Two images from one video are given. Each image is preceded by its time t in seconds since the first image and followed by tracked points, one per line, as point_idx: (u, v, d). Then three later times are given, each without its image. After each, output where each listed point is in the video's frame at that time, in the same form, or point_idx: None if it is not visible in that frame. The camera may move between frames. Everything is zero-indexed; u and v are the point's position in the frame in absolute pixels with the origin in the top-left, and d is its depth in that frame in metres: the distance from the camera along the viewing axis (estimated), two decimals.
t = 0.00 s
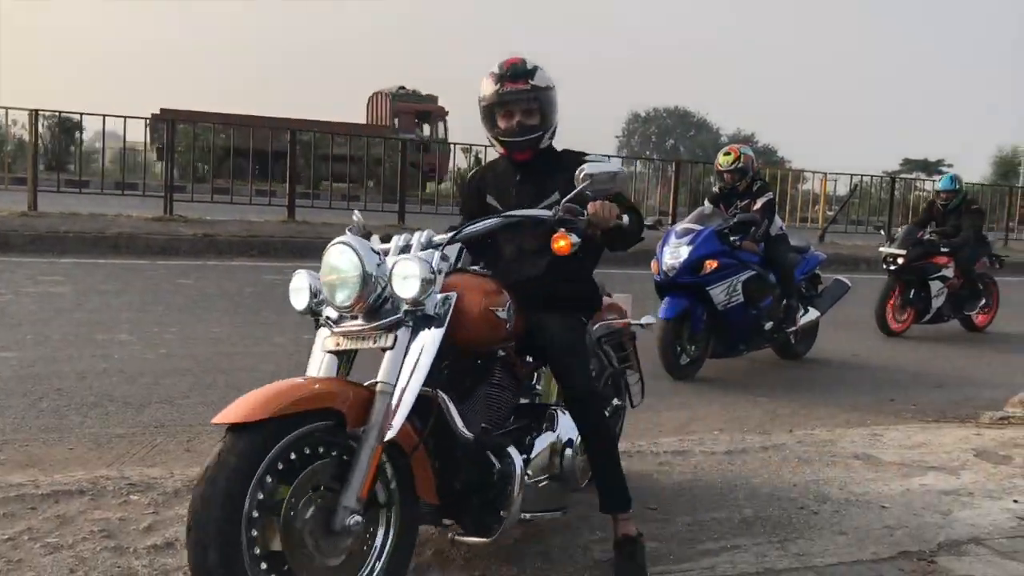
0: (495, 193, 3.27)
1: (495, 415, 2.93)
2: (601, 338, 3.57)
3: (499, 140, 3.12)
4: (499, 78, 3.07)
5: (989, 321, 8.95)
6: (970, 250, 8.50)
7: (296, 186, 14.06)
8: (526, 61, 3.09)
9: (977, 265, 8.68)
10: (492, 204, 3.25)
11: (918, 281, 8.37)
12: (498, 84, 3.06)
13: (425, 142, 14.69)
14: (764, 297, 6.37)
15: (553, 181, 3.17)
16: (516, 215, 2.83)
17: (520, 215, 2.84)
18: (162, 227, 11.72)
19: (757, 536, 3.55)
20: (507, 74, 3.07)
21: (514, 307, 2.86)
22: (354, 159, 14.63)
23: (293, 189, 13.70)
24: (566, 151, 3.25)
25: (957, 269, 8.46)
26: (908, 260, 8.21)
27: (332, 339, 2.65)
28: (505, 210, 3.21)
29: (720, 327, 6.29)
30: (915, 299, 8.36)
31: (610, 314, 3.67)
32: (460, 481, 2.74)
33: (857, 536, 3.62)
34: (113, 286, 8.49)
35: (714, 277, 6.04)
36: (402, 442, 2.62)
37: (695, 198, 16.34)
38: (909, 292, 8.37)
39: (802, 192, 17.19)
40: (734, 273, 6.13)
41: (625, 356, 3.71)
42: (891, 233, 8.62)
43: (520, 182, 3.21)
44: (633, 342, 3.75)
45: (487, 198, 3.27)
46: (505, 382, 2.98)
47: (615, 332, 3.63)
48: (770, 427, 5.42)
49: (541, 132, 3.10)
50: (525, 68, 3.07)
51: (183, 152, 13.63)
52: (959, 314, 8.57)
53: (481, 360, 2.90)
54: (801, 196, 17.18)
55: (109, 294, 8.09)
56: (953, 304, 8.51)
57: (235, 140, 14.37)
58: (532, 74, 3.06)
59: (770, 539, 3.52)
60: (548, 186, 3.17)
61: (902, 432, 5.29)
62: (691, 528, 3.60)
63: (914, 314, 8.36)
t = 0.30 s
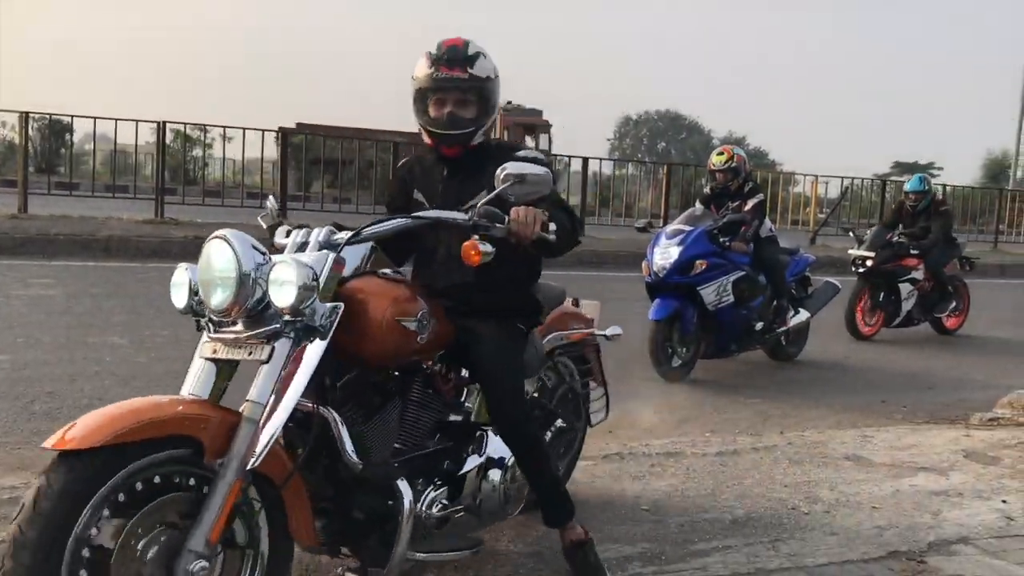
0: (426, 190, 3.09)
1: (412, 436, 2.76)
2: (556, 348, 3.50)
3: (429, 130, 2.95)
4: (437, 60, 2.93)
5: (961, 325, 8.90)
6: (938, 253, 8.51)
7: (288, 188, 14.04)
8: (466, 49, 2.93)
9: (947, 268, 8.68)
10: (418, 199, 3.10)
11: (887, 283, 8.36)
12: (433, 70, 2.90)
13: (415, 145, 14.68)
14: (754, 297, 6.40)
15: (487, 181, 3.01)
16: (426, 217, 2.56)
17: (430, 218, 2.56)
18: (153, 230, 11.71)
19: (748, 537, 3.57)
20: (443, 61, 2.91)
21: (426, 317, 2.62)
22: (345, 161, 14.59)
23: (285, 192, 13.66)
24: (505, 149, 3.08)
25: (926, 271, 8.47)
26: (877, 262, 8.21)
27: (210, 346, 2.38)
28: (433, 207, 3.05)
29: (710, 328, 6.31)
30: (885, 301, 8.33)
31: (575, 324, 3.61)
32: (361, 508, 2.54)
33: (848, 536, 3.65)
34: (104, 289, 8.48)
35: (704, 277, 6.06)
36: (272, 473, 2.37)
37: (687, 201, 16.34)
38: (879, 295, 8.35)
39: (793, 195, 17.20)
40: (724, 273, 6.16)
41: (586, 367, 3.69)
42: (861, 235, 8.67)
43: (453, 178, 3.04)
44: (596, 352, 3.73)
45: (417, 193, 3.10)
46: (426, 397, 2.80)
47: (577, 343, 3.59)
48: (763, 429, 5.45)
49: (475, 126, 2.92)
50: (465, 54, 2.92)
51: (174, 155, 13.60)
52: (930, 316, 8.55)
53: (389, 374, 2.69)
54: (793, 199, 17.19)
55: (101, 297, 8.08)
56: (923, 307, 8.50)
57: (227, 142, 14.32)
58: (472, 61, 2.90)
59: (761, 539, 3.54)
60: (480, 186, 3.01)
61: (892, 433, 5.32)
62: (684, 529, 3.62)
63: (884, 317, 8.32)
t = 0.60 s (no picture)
0: (327, 186, 2.81)
1: (314, 467, 2.56)
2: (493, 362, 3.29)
3: (313, 127, 2.63)
4: (312, 47, 2.60)
5: (940, 322, 8.97)
6: (917, 251, 8.47)
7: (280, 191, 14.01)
8: (344, 29, 2.59)
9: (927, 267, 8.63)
10: (323, 198, 2.81)
11: (866, 283, 8.32)
12: (307, 59, 2.57)
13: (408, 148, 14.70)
14: (742, 297, 6.44)
15: (388, 179, 2.70)
16: (321, 235, 2.30)
17: (325, 237, 2.31)
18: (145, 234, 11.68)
19: (740, 536, 3.59)
20: (318, 47, 2.58)
21: (315, 336, 2.37)
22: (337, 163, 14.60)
23: (277, 195, 13.65)
24: (411, 138, 2.74)
25: (907, 271, 8.44)
26: (856, 262, 8.18)
27: (52, 365, 2.08)
28: (337, 207, 2.77)
29: (701, 328, 6.33)
30: (863, 301, 8.30)
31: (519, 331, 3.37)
32: (237, 550, 2.30)
33: (839, 534, 3.68)
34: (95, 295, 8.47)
35: (694, 278, 6.09)
36: (124, 522, 2.07)
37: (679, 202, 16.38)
38: (858, 294, 8.30)
39: (785, 195, 17.26)
40: (713, 273, 6.19)
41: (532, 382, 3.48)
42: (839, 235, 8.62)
43: (353, 175, 2.74)
44: (542, 363, 3.51)
45: (319, 190, 2.82)
46: (326, 422, 2.56)
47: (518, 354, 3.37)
48: (755, 428, 5.48)
49: (361, 117, 2.60)
50: (341, 37, 2.58)
51: (166, 158, 13.58)
52: (909, 315, 8.53)
53: (281, 396, 2.44)
54: (784, 199, 17.24)
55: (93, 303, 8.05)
56: (903, 306, 8.47)
57: (218, 145, 14.30)
58: (348, 45, 2.56)
59: (753, 538, 3.57)
60: (381, 185, 2.70)
61: (883, 432, 5.35)
62: (675, 529, 3.63)
63: (864, 317, 8.29)
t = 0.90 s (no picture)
0: (180, 172, 2.51)
1: (134, 521, 2.12)
2: (384, 389, 2.85)
3: (151, 106, 2.30)
4: (147, 11, 2.29)
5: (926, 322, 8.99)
6: (901, 249, 8.43)
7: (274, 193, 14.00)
8: None
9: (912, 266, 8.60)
10: (177, 188, 2.51)
11: (850, 283, 8.28)
12: (142, 26, 2.26)
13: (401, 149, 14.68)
14: (733, 298, 6.44)
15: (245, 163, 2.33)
16: (112, 240, 2.02)
17: (116, 243, 2.01)
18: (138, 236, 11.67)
19: (733, 535, 3.59)
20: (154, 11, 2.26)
21: (115, 364, 1.97)
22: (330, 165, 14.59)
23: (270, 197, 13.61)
24: (278, 118, 2.40)
25: (890, 269, 8.40)
26: (839, 260, 8.12)
27: None
28: (189, 201, 2.46)
29: (691, 329, 6.33)
30: (847, 300, 8.27)
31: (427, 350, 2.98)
32: None
33: (832, 533, 3.67)
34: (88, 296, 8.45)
35: (683, 279, 6.09)
36: None
37: (672, 201, 16.39)
38: (841, 293, 8.27)
39: (778, 194, 17.27)
40: (702, 274, 6.19)
41: (442, 409, 3.11)
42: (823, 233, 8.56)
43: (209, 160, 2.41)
44: (451, 387, 3.12)
45: (172, 179, 2.52)
46: (148, 466, 2.12)
47: (423, 377, 2.97)
48: (749, 428, 5.48)
49: (205, 91, 2.28)
50: None
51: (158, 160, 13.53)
52: (893, 314, 8.54)
53: (80, 436, 2.00)
54: (778, 199, 17.28)
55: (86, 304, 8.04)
56: (886, 306, 8.47)
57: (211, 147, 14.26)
58: (186, 8, 2.25)
59: (745, 537, 3.57)
60: (238, 165, 2.34)
61: (876, 431, 5.35)
62: (668, 528, 3.63)
63: (849, 317, 8.29)
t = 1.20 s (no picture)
0: None
1: None
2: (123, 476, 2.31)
3: None
4: None
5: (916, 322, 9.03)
6: (888, 248, 8.35)
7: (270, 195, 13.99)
8: None
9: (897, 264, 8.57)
10: None
11: (836, 282, 8.23)
12: None
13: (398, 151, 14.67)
14: (726, 299, 6.44)
15: None
16: None
17: None
18: (136, 238, 11.68)
19: (729, 535, 3.60)
20: None
21: None
22: (326, 167, 14.43)
23: (266, 199, 13.59)
24: None
25: (878, 268, 8.33)
26: (824, 261, 8.10)
27: None
28: None
29: (685, 331, 6.34)
30: (834, 301, 8.26)
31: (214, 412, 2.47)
32: None
33: (828, 533, 3.68)
34: (84, 298, 8.44)
35: (677, 280, 6.09)
36: None
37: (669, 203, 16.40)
38: (829, 294, 8.25)
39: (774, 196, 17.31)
40: (696, 275, 6.20)
41: (232, 489, 2.56)
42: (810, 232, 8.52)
43: None
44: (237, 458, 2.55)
45: None
46: None
47: (197, 447, 2.44)
48: (745, 429, 5.48)
49: None
50: None
51: (153, 163, 13.47)
52: (883, 314, 8.51)
53: None
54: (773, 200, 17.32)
55: (82, 306, 8.04)
56: (874, 306, 8.46)
57: (207, 150, 14.24)
58: None
59: (742, 538, 3.57)
60: None
61: (871, 431, 5.36)
62: (664, 529, 3.63)
63: (836, 317, 8.33)
